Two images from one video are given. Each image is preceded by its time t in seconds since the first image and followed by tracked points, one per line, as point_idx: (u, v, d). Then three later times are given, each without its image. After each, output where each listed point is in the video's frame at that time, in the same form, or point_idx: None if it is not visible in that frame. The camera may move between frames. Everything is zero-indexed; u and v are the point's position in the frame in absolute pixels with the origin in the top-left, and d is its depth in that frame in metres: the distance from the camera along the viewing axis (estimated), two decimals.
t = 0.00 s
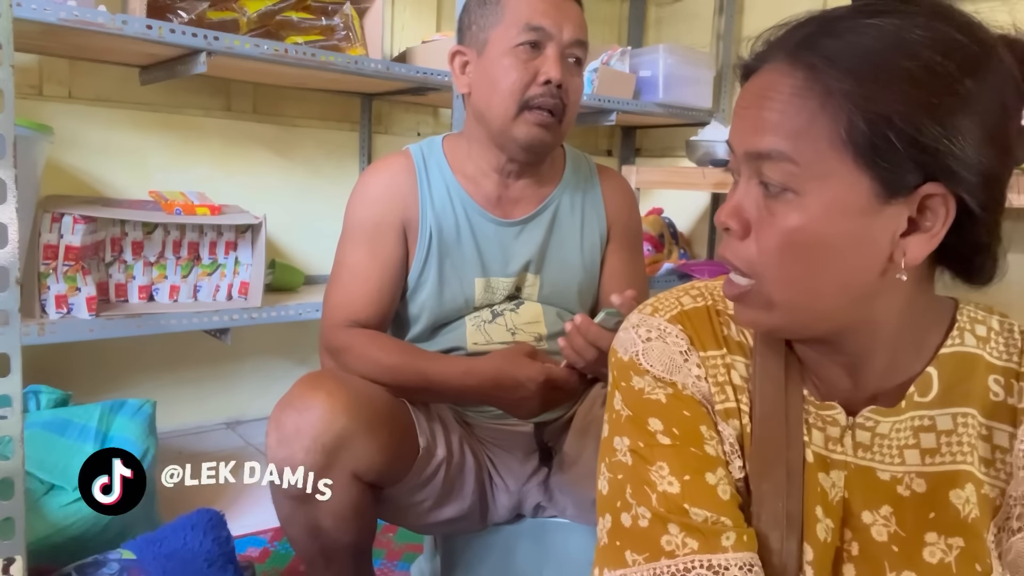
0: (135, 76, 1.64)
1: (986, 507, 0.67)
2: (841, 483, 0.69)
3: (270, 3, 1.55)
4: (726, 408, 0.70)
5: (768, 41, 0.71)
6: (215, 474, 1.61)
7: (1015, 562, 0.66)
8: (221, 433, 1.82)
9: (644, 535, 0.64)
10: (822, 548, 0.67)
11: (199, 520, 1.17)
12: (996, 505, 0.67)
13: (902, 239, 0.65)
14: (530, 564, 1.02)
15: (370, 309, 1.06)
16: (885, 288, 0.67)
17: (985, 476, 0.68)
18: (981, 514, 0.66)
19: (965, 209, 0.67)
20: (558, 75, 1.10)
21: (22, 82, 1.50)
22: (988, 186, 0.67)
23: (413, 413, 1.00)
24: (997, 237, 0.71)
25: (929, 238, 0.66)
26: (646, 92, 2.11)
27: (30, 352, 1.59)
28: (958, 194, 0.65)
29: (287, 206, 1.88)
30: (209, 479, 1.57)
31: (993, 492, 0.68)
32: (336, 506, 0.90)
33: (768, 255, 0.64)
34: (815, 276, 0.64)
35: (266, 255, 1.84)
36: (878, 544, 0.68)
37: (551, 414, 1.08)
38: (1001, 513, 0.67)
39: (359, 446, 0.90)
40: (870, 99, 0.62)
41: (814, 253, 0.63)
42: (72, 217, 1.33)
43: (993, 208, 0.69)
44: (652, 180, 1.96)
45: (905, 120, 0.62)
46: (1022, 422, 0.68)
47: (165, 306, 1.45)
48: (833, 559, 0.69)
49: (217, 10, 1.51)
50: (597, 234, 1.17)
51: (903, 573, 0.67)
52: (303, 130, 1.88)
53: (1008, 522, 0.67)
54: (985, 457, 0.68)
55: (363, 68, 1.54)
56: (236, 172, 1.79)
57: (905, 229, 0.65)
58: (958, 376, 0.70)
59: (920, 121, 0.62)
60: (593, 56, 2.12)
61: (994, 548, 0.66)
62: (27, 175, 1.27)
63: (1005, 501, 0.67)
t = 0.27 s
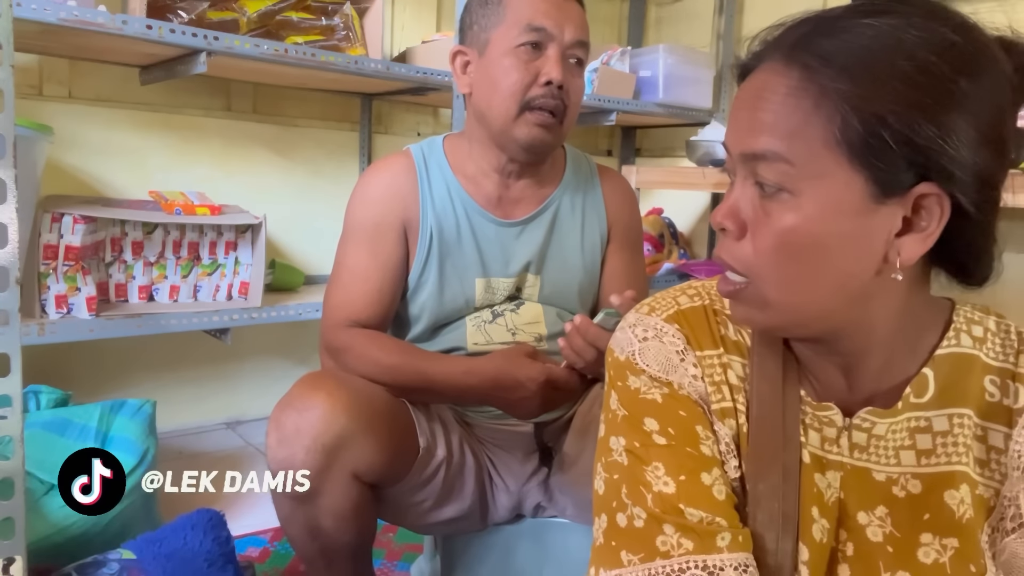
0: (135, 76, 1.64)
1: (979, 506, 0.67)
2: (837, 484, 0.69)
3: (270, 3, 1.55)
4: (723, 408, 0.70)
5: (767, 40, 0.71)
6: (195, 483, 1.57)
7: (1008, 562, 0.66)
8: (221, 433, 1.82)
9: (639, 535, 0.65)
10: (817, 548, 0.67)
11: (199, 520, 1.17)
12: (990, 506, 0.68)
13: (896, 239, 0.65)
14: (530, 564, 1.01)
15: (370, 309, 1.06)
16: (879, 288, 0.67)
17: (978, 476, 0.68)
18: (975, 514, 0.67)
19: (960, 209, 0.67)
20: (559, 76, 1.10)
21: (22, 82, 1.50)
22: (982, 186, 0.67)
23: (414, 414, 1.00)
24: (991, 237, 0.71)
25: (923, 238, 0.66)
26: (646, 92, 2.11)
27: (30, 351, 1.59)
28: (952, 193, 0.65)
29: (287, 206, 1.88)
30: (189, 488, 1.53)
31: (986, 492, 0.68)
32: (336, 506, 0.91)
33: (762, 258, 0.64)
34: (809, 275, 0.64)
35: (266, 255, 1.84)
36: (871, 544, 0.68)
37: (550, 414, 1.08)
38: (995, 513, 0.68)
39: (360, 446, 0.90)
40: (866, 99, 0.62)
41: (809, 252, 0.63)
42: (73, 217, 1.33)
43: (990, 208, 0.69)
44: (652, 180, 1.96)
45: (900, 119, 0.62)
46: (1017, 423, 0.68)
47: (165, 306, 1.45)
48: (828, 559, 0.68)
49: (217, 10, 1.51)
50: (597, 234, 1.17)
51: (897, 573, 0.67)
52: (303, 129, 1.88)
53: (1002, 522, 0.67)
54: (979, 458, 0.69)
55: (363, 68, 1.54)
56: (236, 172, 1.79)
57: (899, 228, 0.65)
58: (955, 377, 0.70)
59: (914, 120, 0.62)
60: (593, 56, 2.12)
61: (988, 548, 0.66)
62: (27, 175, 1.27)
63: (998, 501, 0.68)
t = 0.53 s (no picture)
0: (135, 76, 1.64)
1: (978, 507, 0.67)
2: (835, 483, 0.69)
3: (270, 3, 1.55)
4: (722, 408, 0.70)
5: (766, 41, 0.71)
6: (188, 482, 1.56)
7: (1007, 562, 0.66)
8: (221, 433, 1.82)
9: (638, 536, 0.64)
10: (816, 547, 0.67)
11: (199, 520, 1.17)
12: (988, 506, 0.68)
13: (895, 238, 0.65)
14: (530, 565, 1.01)
15: (371, 309, 1.06)
16: (877, 287, 0.67)
17: (978, 476, 0.68)
18: (974, 514, 0.66)
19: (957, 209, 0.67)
20: (559, 77, 1.10)
21: (22, 82, 1.50)
22: (980, 186, 0.67)
23: (414, 414, 1.00)
24: (989, 236, 0.71)
25: (921, 237, 0.66)
26: (646, 91, 2.11)
27: (29, 351, 1.59)
28: (949, 193, 0.65)
29: (287, 206, 1.88)
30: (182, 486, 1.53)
31: (985, 492, 0.68)
32: (336, 506, 0.91)
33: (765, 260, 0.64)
34: (807, 275, 0.64)
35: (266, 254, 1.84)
36: (870, 544, 0.68)
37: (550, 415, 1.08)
38: (994, 513, 0.68)
39: (360, 446, 0.90)
40: (864, 99, 0.62)
41: (807, 251, 0.63)
42: (72, 217, 1.33)
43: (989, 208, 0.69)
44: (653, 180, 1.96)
45: (898, 119, 0.62)
46: (1016, 422, 0.68)
47: (165, 306, 1.45)
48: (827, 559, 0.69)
49: (217, 10, 1.51)
50: (597, 234, 1.17)
51: (896, 573, 0.67)
52: (303, 129, 1.88)
53: (1001, 522, 0.67)
54: (977, 457, 0.69)
55: (363, 68, 1.54)
56: (236, 172, 1.79)
57: (898, 227, 0.65)
58: (953, 377, 0.70)
59: (912, 120, 0.62)
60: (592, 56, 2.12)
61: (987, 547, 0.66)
62: (27, 175, 1.27)
63: (997, 500, 0.68)
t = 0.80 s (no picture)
0: (135, 76, 1.64)
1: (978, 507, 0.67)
2: (835, 483, 0.69)
3: (270, 3, 1.55)
4: (722, 409, 0.70)
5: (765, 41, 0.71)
6: (188, 482, 1.56)
7: (1006, 561, 0.66)
8: (221, 433, 1.82)
9: (638, 536, 0.64)
10: (816, 548, 0.67)
11: (199, 520, 1.17)
12: (988, 505, 0.68)
13: (895, 239, 0.66)
14: (530, 564, 1.01)
15: (371, 309, 1.06)
16: (876, 287, 0.67)
17: (977, 475, 0.68)
18: (973, 514, 0.66)
19: (957, 209, 0.67)
20: (560, 77, 1.10)
21: (22, 82, 1.50)
22: (980, 185, 0.67)
23: (414, 413, 1.00)
24: (988, 237, 0.71)
25: (921, 238, 0.66)
26: (646, 92, 2.11)
27: (29, 351, 1.59)
28: (947, 194, 0.65)
29: (287, 206, 1.88)
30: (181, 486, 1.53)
31: (984, 492, 0.68)
32: (336, 506, 0.91)
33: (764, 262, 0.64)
34: (807, 275, 0.64)
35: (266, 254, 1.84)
36: (870, 544, 0.68)
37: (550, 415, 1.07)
38: (993, 512, 0.68)
39: (359, 447, 0.90)
40: (865, 99, 0.62)
41: (805, 251, 0.63)
42: (72, 217, 1.33)
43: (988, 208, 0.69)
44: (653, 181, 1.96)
45: (900, 119, 0.62)
46: (1015, 422, 0.68)
47: (165, 306, 1.45)
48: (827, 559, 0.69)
49: (217, 10, 1.51)
50: (597, 235, 1.17)
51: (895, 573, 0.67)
52: (303, 129, 1.88)
53: (1000, 522, 0.67)
54: (977, 457, 0.68)
55: (363, 68, 1.54)
56: (236, 172, 1.79)
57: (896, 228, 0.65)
58: (953, 377, 0.70)
59: (912, 121, 0.62)
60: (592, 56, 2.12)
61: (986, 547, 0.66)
62: (27, 175, 1.27)
63: (996, 500, 0.68)
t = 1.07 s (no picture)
0: (135, 76, 1.64)
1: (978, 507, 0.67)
2: (836, 484, 0.69)
3: (270, 3, 1.55)
4: (719, 410, 0.70)
5: (765, 42, 0.71)
6: (188, 482, 1.56)
7: (1007, 561, 0.66)
8: (221, 433, 1.82)
9: (636, 539, 0.64)
10: (815, 549, 0.67)
11: (199, 520, 1.17)
12: (989, 505, 0.68)
13: (904, 234, 0.65)
14: (530, 564, 1.01)
15: (371, 309, 1.06)
16: (881, 283, 0.67)
17: (977, 475, 0.68)
18: (974, 514, 0.66)
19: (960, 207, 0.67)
20: (560, 77, 1.10)
21: (22, 82, 1.50)
22: (986, 181, 0.67)
23: (415, 413, 1.00)
24: (988, 237, 0.72)
25: (929, 232, 0.66)
26: (646, 92, 2.11)
27: (29, 351, 1.58)
28: (960, 188, 0.65)
29: (287, 206, 1.88)
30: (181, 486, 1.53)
31: (985, 491, 0.68)
32: (337, 506, 0.91)
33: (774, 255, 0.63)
34: (812, 269, 0.64)
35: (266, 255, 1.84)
36: (871, 545, 0.68)
37: (551, 414, 1.08)
38: (994, 512, 0.67)
39: (360, 447, 0.90)
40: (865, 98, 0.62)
41: (814, 243, 0.63)
42: (72, 217, 1.33)
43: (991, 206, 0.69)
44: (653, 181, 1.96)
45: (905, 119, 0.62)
46: (1015, 422, 0.68)
47: (165, 306, 1.45)
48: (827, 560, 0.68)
49: (218, 10, 1.51)
50: (598, 235, 1.17)
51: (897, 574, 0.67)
52: (302, 130, 1.88)
53: (1001, 522, 0.67)
54: (977, 457, 0.69)
55: (363, 68, 1.54)
56: (236, 172, 1.79)
57: (908, 220, 0.65)
58: (952, 377, 0.70)
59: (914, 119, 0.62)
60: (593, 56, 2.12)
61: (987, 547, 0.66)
62: (27, 175, 1.27)
63: (997, 500, 0.68)
